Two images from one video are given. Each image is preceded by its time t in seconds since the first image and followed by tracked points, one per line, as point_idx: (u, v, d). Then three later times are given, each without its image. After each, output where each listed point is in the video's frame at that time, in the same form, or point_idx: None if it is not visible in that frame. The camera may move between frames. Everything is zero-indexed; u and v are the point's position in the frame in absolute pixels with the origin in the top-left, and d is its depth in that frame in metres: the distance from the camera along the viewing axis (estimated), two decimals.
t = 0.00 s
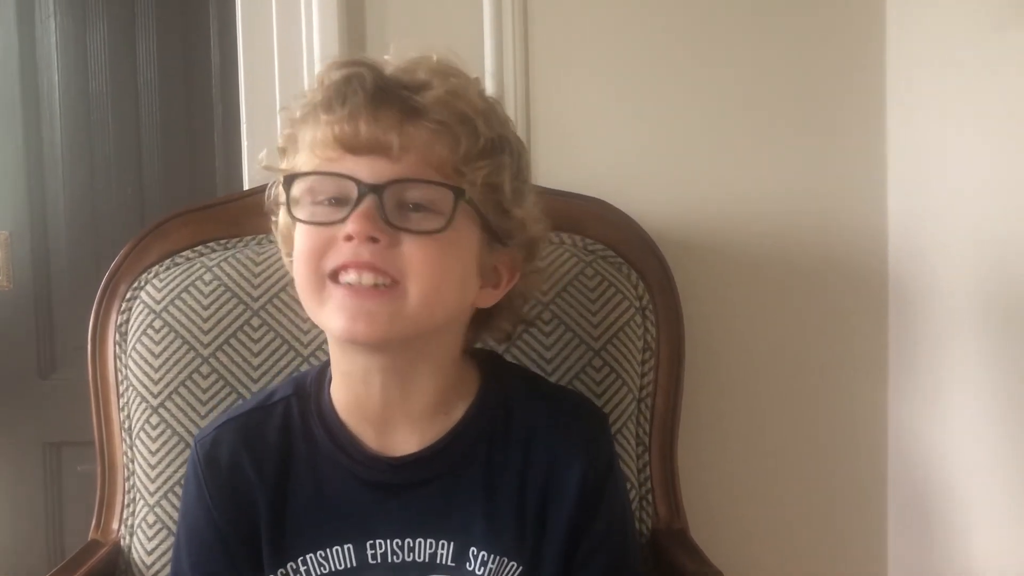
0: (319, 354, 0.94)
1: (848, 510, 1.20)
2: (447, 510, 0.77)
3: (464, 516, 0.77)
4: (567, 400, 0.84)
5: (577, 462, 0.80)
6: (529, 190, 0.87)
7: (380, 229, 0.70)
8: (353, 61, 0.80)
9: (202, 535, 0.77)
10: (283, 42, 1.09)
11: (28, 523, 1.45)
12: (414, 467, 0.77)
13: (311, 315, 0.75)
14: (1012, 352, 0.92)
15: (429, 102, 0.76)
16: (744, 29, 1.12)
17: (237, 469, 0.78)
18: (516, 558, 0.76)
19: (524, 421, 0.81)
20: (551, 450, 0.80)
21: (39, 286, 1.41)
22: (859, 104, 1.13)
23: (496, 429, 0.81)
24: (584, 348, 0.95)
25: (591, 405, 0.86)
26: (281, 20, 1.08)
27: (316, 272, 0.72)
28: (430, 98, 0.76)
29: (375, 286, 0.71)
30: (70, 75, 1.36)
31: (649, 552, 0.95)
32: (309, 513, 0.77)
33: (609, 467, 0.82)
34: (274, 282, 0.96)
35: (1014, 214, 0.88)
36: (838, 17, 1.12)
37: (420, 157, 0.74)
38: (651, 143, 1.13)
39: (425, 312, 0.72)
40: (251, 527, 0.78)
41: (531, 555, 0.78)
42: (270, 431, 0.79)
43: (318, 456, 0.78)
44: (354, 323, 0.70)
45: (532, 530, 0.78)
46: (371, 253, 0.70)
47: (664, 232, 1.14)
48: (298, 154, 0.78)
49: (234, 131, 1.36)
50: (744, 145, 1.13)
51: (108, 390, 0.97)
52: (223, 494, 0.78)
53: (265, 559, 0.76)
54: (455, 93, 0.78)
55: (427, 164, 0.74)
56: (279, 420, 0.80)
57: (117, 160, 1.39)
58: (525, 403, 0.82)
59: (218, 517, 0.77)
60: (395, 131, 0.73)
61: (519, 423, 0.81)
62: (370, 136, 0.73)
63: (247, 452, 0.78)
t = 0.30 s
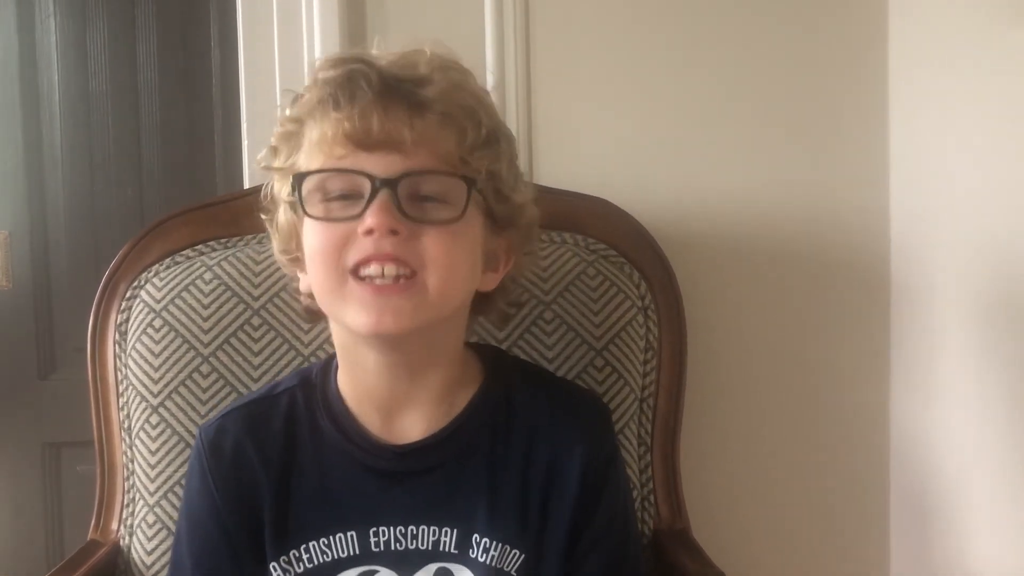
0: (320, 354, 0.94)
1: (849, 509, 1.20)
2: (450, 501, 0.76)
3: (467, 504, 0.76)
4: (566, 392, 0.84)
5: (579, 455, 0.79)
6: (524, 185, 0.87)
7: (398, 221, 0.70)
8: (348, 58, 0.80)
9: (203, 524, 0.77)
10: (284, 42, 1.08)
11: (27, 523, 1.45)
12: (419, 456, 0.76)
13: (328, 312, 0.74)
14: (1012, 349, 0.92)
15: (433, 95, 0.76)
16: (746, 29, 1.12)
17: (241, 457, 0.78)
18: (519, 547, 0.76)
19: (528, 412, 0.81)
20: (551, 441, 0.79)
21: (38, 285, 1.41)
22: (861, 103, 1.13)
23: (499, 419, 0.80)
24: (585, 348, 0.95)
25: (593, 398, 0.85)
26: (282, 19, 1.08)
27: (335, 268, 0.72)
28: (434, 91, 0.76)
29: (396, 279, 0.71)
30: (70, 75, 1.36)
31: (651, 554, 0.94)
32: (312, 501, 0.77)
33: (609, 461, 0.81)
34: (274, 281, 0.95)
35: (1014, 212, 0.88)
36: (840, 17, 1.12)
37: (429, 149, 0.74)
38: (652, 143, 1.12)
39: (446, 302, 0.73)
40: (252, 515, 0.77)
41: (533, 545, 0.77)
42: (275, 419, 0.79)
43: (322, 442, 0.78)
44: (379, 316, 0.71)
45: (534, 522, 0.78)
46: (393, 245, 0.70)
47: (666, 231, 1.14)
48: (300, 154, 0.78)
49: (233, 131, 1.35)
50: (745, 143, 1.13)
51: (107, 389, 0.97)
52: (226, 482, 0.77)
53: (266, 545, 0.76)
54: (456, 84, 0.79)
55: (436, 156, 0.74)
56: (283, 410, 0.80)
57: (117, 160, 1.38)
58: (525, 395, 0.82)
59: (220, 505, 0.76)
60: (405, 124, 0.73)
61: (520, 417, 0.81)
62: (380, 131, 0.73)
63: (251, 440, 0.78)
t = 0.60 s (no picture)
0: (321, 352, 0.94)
1: (852, 508, 1.19)
2: (444, 463, 0.76)
3: (463, 464, 0.76)
4: (565, 366, 0.85)
5: (573, 421, 0.79)
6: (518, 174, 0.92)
7: (396, 165, 0.74)
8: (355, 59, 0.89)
9: (206, 484, 0.77)
10: (286, 40, 1.08)
11: (28, 521, 1.45)
12: (417, 415, 0.77)
13: (328, 263, 0.75)
14: (1009, 346, 0.92)
15: (426, 73, 0.84)
16: (748, 29, 1.12)
17: (248, 418, 0.79)
18: (512, 508, 0.75)
19: (525, 382, 0.82)
20: (547, 403, 0.80)
21: (39, 284, 1.41)
22: (864, 104, 1.13)
23: (497, 386, 0.81)
24: (586, 347, 0.95)
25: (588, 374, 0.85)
26: (284, 19, 1.08)
27: (335, 214, 0.74)
28: (428, 71, 0.85)
29: (393, 216, 0.73)
30: (71, 74, 1.36)
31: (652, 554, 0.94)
32: (311, 463, 0.77)
33: (602, 429, 0.80)
34: (276, 281, 0.95)
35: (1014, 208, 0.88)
36: (843, 17, 1.12)
37: (424, 115, 0.80)
38: (654, 140, 1.12)
39: (441, 241, 0.74)
40: (254, 475, 0.77)
41: (527, 509, 0.76)
42: (284, 384, 0.81)
43: (326, 405, 0.79)
44: (377, 248, 0.71)
45: (529, 483, 0.77)
46: (389, 181, 0.73)
47: (668, 229, 1.14)
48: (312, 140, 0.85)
49: (234, 129, 1.35)
50: (748, 143, 1.13)
51: (107, 387, 0.96)
52: (232, 441, 0.78)
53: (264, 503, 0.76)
54: (447, 65, 0.86)
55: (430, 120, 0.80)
56: (293, 377, 0.82)
57: (118, 157, 1.38)
58: (527, 368, 0.83)
59: (226, 465, 0.77)
60: (401, 95, 0.81)
61: (519, 385, 0.82)
62: (380, 101, 0.80)
63: (260, 402, 0.79)
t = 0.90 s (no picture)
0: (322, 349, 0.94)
1: (854, 507, 1.19)
2: (446, 454, 0.76)
3: (467, 455, 0.76)
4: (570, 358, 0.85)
5: (580, 411, 0.79)
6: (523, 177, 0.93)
7: (405, 146, 0.75)
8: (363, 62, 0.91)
9: (204, 476, 0.77)
10: (286, 37, 1.08)
11: (28, 517, 1.45)
12: (419, 401, 0.77)
13: (334, 240, 0.74)
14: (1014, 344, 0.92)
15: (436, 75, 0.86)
16: (750, 26, 1.12)
17: (247, 409, 0.79)
18: (517, 498, 0.75)
19: (528, 376, 0.82)
20: (552, 393, 0.80)
21: (39, 280, 1.41)
22: (865, 101, 1.13)
23: (500, 379, 0.81)
24: (587, 344, 0.95)
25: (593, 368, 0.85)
26: (285, 16, 1.08)
27: (343, 192, 0.74)
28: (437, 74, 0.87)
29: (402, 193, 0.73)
30: (71, 70, 1.36)
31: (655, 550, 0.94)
32: (311, 454, 0.77)
33: (610, 420, 0.80)
34: (276, 276, 0.95)
35: (1015, 207, 0.89)
36: (845, 16, 1.11)
37: (433, 108, 0.82)
38: (656, 137, 1.12)
39: (449, 217, 0.74)
40: (253, 467, 0.77)
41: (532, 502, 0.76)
42: (285, 375, 0.81)
43: (328, 394, 0.80)
44: (385, 219, 0.71)
45: (535, 476, 0.77)
46: (399, 157, 0.74)
47: (669, 225, 1.14)
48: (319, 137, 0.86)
49: (235, 126, 1.35)
50: (749, 140, 1.13)
51: (108, 383, 0.96)
52: (231, 433, 0.78)
53: (265, 492, 0.76)
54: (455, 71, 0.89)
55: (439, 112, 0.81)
56: (294, 367, 0.82)
57: (118, 153, 1.38)
58: (529, 360, 0.83)
59: (225, 457, 0.77)
60: (412, 90, 0.82)
61: (522, 376, 0.82)
62: (391, 97, 0.81)
63: (259, 393, 0.80)
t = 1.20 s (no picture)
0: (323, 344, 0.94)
1: (856, 509, 1.19)
2: (446, 470, 0.76)
3: (469, 470, 0.76)
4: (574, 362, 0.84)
5: (585, 416, 0.79)
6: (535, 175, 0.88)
7: (415, 189, 0.70)
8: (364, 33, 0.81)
9: (199, 492, 0.77)
10: (288, 34, 1.08)
11: (27, 513, 1.45)
12: (420, 419, 0.76)
13: (337, 281, 0.73)
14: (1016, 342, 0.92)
15: (448, 66, 0.78)
16: (752, 22, 1.11)
17: (240, 423, 0.78)
18: (523, 515, 0.76)
19: (528, 387, 0.81)
20: (556, 405, 0.80)
21: (39, 277, 1.40)
22: (867, 97, 1.12)
23: (500, 389, 0.80)
24: (589, 339, 0.95)
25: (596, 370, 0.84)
26: (285, 11, 1.07)
27: (348, 237, 0.71)
28: (449, 62, 0.78)
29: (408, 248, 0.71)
30: (72, 65, 1.36)
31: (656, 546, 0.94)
32: (308, 470, 0.76)
33: (614, 425, 0.81)
34: (278, 272, 0.95)
35: (1016, 208, 0.89)
36: (847, 13, 1.11)
37: (445, 120, 0.75)
38: (658, 135, 1.12)
39: (455, 271, 0.73)
40: (248, 483, 0.77)
41: (538, 514, 0.76)
42: (277, 386, 0.80)
43: (323, 409, 0.78)
44: (390, 284, 0.70)
45: (540, 485, 0.77)
46: (409, 211, 0.70)
47: (671, 223, 1.14)
48: (315, 125, 0.79)
49: (235, 124, 1.35)
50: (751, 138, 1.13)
51: (109, 379, 0.96)
52: (224, 451, 0.77)
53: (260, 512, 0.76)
54: (469, 59, 0.80)
55: (451, 126, 0.76)
56: (287, 376, 0.81)
57: (119, 151, 1.38)
58: (529, 366, 0.82)
59: (219, 474, 0.77)
60: (424, 95, 0.75)
61: (523, 387, 0.81)
62: (402, 103, 0.74)
63: (251, 406, 0.79)
